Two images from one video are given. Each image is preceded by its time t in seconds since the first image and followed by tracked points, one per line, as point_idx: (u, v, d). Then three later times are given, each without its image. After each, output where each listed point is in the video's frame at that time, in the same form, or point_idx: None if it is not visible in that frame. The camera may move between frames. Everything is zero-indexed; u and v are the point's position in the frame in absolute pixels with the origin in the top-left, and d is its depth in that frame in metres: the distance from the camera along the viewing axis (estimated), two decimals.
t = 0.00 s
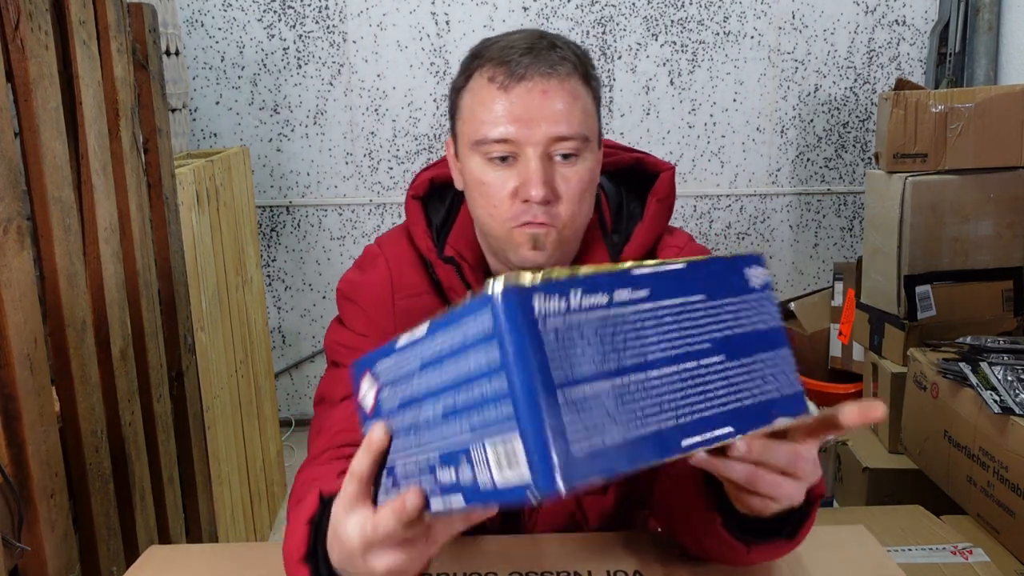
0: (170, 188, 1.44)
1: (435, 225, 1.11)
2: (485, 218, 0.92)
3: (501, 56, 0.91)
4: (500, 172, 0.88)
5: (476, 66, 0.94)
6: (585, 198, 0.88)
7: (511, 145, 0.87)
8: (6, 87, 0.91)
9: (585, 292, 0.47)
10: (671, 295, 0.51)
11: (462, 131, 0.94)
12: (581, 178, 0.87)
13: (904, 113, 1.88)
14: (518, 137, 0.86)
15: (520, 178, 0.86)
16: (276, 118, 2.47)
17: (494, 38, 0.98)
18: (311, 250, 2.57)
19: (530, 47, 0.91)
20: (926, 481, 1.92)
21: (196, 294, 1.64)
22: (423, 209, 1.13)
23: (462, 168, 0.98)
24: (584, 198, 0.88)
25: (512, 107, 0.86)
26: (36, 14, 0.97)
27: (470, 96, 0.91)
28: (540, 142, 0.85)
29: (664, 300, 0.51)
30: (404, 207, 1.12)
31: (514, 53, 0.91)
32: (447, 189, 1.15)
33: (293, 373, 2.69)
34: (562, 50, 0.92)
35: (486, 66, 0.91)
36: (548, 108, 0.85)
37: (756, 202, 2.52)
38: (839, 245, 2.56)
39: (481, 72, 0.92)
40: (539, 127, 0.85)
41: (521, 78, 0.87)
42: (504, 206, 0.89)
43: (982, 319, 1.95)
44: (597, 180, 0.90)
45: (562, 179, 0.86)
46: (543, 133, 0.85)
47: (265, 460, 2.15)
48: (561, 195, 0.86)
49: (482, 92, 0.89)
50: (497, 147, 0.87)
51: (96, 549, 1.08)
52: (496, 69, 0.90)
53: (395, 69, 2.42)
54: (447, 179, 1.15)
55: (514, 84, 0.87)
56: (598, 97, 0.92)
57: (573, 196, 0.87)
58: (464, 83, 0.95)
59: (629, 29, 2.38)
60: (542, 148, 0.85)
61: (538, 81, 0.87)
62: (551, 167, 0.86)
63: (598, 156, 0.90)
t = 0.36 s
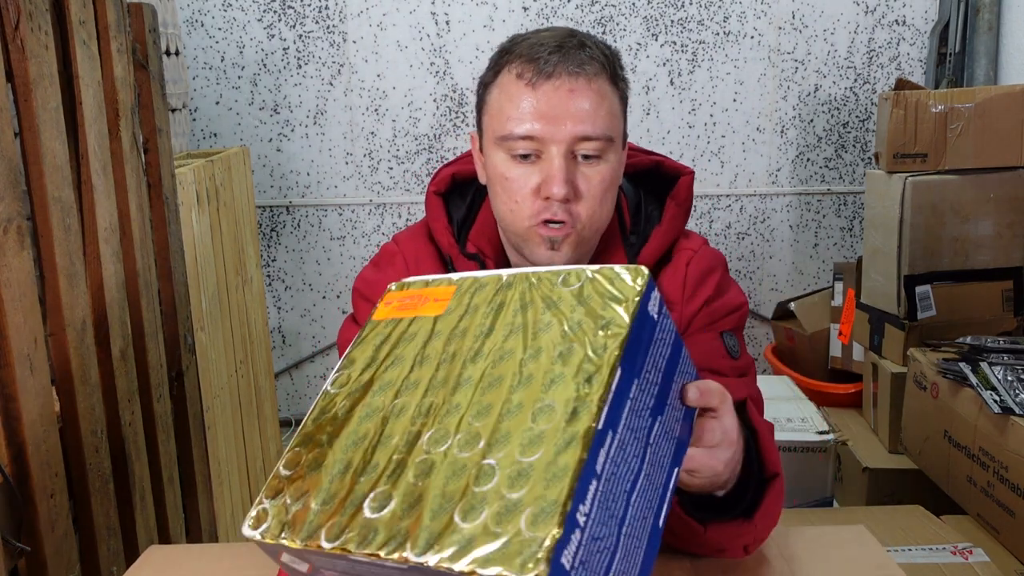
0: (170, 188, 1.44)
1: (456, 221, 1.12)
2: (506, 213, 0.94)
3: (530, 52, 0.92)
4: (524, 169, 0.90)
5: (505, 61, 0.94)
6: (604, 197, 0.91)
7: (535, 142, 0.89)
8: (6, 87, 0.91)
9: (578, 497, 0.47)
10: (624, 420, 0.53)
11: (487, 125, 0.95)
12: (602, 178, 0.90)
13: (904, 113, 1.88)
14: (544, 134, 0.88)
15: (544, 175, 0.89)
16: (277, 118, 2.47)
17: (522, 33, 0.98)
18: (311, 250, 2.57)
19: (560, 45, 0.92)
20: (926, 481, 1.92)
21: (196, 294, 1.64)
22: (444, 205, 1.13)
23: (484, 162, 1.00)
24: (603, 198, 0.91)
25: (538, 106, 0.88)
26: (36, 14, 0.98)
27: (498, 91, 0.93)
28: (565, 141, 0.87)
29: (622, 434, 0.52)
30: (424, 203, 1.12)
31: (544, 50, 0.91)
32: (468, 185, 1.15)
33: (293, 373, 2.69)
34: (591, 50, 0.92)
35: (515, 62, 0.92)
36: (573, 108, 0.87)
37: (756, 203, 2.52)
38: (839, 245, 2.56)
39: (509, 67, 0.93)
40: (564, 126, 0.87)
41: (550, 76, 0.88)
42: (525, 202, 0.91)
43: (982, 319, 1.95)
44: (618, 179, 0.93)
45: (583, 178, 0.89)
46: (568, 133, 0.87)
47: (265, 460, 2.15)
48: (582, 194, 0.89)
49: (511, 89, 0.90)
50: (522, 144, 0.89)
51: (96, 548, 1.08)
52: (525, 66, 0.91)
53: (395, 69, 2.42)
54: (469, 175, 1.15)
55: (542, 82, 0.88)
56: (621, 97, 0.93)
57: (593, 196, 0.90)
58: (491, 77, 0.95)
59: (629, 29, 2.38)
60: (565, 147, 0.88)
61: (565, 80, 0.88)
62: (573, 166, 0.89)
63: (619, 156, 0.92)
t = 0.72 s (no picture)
0: (170, 188, 1.44)
1: (455, 219, 1.11)
2: (502, 207, 0.93)
3: (523, 46, 0.93)
4: (519, 161, 0.90)
5: (499, 57, 0.95)
6: (601, 189, 0.89)
7: (530, 134, 0.89)
8: (6, 87, 0.91)
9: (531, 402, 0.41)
10: (610, 362, 0.43)
11: (483, 120, 0.96)
12: (598, 170, 0.88)
13: (904, 113, 1.88)
14: (538, 126, 0.88)
15: (538, 166, 0.88)
16: (277, 118, 2.47)
17: (517, 31, 0.99)
18: (311, 250, 2.57)
19: (553, 38, 0.93)
20: (926, 481, 1.92)
21: (196, 294, 1.64)
22: (443, 202, 1.12)
23: (480, 158, 1.00)
24: (600, 190, 0.89)
25: (531, 97, 0.89)
26: (36, 14, 0.98)
27: (492, 85, 0.94)
28: (559, 132, 0.87)
29: (650, 402, 0.44)
30: (424, 200, 1.11)
31: (538, 43, 0.92)
32: (468, 182, 1.13)
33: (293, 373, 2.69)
34: (584, 42, 0.94)
35: (508, 56, 0.93)
36: (567, 99, 0.87)
37: (756, 203, 2.52)
38: (839, 245, 2.56)
39: (504, 61, 0.94)
40: (558, 117, 0.87)
41: (542, 68, 0.89)
42: (521, 195, 0.90)
43: (982, 319, 1.95)
44: (615, 172, 0.91)
45: (578, 169, 0.88)
46: (562, 123, 0.87)
47: (265, 460, 2.15)
48: (577, 185, 0.88)
49: (504, 82, 0.91)
50: (516, 136, 0.89)
51: (96, 549, 1.08)
52: (518, 59, 0.92)
53: (395, 69, 2.42)
54: (469, 171, 1.13)
55: (535, 74, 0.89)
56: (617, 90, 0.93)
57: (589, 187, 0.88)
58: (487, 73, 0.97)
59: (629, 29, 2.38)
60: (559, 138, 0.87)
61: (557, 72, 0.89)
62: (568, 157, 0.88)
63: (615, 148, 0.91)
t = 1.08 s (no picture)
0: (170, 188, 1.44)
1: (458, 216, 1.11)
2: (499, 202, 0.94)
3: (522, 43, 0.92)
4: (515, 156, 0.90)
5: (500, 53, 0.95)
6: (599, 186, 0.90)
7: (527, 130, 0.89)
8: (6, 87, 0.91)
9: (342, 453, 0.44)
10: (446, 460, 0.44)
11: (481, 115, 0.95)
12: (596, 166, 0.89)
13: (904, 113, 1.88)
14: (535, 122, 0.88)
15: (534, 163, 0.89)
16: (277, 118, 2.47)
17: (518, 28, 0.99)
18: (311, 250, 2.57)
19: (553, 34, 0.92)
20: (925, 481, 1.92)
21: (196, 293, 1.64)
22: (446, 199, 1.12)
23: (479, 154, 0.99)
24: (598, 187, 0.90)
25: (529, 94, 0.88)
26: (36, 14, 0.98)
27: (492, 82, 0.93)
28: (556, 129, 0.87)
29: (485, 510, 0.45)
30: (427, 197, 1.11)
31: (537, 39, 0.92)
32: (470, 180, 1.14)
33: (293, 373, 2.69)
34: (584, 40, 0.93)
35: (508, 52, 0.92)
36: (564, 96, 0.87)
37: (756, 203, 2.52)
38: (839, 245, 2.56)
39: (503, 59, 0.93)
40: (555, 113, 0.87)
41: (540, 64, 0.89)
42: (517, 190, 0.90)
43: (982, 319, 1.95)
44: (613, 170, 0.92)
45: (575, 166, 0.88)
46: (559, 120, 0.87)
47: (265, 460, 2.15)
48: (574, 181, 0.88)
49: (503, 79, 0.90)
50: (513, 130, 0.89)
51: (96, 548, 1.08)
52: (516, 55, 0.91)
53: (395, 69, 2.42)
54: (472, 169, 1.14)
55: (532, 70, 0.89)
56: (617, 88, 0.93)
57: (585, 183, 0.88)
58: (488, 69, 0.96)
59: (629, 29, 2.38)
60: (555, 134, 0.88)
61: (555, 68, 0.88)
62: (565, 153, 0.88)
63: (615, 146, 0.92)
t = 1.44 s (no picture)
0: (170, 188, 1.45)
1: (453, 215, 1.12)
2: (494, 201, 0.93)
3: (516, 41, 0.92)
4: (509, 154, 0.89)
5: (493, 52, 0.94)
6: (593, 183, 0.90)
7: (521, 128, 0.89)
8: (6, 87, 0.91)
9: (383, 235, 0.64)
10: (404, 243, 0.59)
11: (476, 114, 0.95)
12: (591, 163, 0.89)
13: (904, 113, 1.88)
14: (529, 120, 0.88)
15: (528, 161, 0.88)
16: (276, 118, 2.47)
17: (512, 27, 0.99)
18: (311, 250, 2.57)
19: (546, 33, 0.92)
20: (926, 481, 1.92)
21: (196, 293, 1.64)
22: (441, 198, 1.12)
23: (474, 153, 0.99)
24: (592, 184, 0.90)
25: (523, 92, 0.88)
26: (36, 14, 0.98)
27: (486, 81, 0.93)
28: (550, 127, 0.87)
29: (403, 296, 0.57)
30: (422, 196, 1.11)
31: (530, 38, 0.92)
32: (465, 179, 1.14)
33: (293, 372, 2.69)
34: (579, 38, 0.93)
35: (501, 51, 0.92)
36: (559, 94, 0.88)
37: (756, 203, 2.52)
38: (839, 245, 2.56)
39: (497, 57, 0.93)
40: (549, 112, 0.87)
41: (534, 62, 0.89)
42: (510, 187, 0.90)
43: (982, 319, 1.95)
44: (607, 168, 0.92)
45: (569, 163, 0.88)
46: (553, 119, 0.87)
47: (265, 460, 2.15)
48: (568, 179, 0.88)
49: (497, 77, 0.90)
50: (507, 128, 0.89)
51: (96, 549, 1.08)
52: (510, 53, 0.91)
53: (394, 69, 2.42)
54: (466, 167, 1.13)
55: (526, 68, 0.89)
56: (610, 86, 0.93)
57: (580, 181, 0.89)
58: (482, 67, 0.96)
59: (629, 29, 2.38)
60: (550, 132, 0.88)
61: (550, 66, 0.89)
62: (559, 151, 0.88)
63: (609, 144, 0.92)
